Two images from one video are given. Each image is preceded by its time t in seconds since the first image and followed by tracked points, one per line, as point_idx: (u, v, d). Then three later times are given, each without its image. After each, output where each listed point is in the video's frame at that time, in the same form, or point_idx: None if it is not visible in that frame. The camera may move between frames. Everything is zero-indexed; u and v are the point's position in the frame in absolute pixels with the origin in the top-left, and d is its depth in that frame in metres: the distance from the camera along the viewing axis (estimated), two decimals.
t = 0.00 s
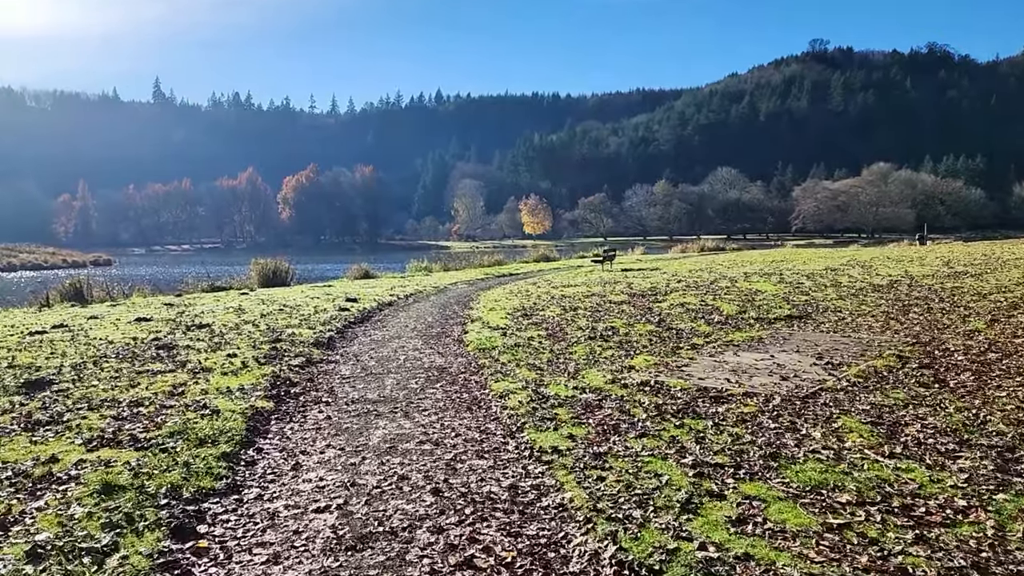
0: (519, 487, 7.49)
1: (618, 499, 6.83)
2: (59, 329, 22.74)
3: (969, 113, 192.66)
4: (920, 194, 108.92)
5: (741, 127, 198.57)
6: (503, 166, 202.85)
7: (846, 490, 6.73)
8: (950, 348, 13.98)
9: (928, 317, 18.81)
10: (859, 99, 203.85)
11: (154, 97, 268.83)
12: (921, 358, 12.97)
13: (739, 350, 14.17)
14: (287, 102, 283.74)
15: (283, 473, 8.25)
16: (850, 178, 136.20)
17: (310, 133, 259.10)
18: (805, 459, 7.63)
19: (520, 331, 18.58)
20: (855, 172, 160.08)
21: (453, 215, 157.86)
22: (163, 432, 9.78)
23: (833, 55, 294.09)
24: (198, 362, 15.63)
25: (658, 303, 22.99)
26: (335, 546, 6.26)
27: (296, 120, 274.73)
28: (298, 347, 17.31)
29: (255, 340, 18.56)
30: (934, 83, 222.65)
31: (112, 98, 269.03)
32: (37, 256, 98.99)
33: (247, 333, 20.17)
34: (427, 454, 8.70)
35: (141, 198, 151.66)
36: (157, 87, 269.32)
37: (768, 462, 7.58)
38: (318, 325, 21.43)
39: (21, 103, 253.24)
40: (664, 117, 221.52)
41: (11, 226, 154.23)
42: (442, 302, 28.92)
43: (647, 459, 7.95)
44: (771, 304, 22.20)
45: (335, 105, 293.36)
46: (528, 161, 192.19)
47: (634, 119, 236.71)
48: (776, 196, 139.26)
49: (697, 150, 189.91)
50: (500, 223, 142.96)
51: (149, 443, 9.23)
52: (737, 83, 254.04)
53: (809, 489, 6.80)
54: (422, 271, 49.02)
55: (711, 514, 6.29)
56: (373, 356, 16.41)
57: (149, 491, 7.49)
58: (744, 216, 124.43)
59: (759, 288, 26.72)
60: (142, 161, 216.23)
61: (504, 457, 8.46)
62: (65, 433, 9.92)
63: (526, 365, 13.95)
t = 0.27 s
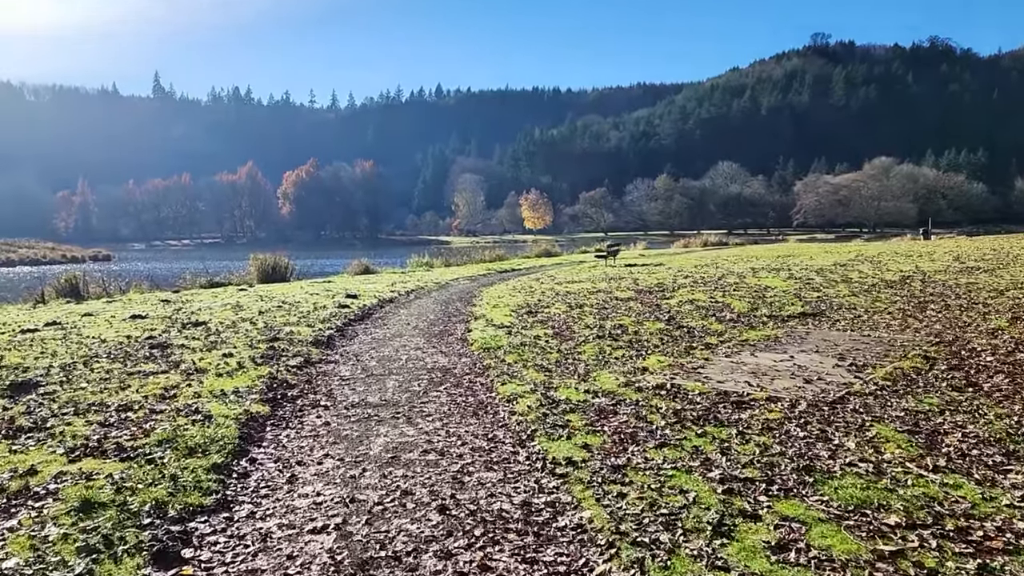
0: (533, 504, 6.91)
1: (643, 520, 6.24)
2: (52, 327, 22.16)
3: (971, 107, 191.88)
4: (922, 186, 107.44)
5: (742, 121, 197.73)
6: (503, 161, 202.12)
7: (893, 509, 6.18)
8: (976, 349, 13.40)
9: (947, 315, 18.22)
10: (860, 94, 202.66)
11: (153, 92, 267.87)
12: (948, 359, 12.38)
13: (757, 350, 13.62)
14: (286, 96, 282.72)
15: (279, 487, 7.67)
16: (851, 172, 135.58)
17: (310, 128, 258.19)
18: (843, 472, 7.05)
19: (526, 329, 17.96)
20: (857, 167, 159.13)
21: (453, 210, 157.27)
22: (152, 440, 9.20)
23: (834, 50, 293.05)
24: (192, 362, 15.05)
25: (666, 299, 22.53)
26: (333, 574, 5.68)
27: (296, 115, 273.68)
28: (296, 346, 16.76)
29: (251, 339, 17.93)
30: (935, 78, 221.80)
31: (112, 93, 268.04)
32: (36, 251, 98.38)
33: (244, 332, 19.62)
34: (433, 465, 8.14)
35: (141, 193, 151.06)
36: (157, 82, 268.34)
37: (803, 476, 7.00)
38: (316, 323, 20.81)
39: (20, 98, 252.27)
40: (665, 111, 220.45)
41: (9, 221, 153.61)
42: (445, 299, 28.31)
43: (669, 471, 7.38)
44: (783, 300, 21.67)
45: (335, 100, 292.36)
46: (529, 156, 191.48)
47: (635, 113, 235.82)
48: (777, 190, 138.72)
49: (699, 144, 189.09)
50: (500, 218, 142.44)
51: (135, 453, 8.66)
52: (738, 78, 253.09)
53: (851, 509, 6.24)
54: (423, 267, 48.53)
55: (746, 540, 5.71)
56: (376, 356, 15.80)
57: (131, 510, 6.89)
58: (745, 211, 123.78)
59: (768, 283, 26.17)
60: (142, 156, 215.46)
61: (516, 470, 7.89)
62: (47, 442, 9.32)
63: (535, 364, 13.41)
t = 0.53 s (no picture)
0: (548, 521, 6.31)
1: (672, 540, 5.65)
2: (43, 323, 21.54)
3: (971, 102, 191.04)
4: (922, 182, 106.79)
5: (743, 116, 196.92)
6: (503, 156, 201.31)
7: (948, 529, 5.60)
8: (1004, 348, 12.79)
9: (965, 312, 17.63)
10: (861, 89, 201.62)
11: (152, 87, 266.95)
12: (978, 358, 11.76)
13: (774, 348, 13.03)
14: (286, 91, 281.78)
15: (270, 499, 7.08)
16: (852, 168, 134.86)
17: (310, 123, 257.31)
18: (886, 484, 6.48)
19: (531, 325, 17.35)
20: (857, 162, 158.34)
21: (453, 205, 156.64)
22: (137, 446, 8.61)
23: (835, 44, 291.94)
24: (183, 361, 14.42)
25: (674, 295, 21.91)
26: None
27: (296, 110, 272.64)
28: (293, 344, 16.13)
29: (247, 336, 17.34)
30: (936, 73, 221.07)
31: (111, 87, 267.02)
32: (34, 245, 97.77)
33: (240, 328, 19.01)
34: (439, 474, 7.56)
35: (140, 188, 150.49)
36: (155, 77, 267.23)
37: (843, 489, 6.40)
38: (314, 319, 20.21)
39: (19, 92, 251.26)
40: (665, 106, 219.37)
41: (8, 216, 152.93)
42: (445, 294, 27.74)
43: (695, 483, 6.78)
44: (794, 295, 21.07)
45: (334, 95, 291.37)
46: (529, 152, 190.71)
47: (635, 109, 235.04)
48: (778, 186, 138.04)
49: (699, 139, 188.29)
50: (500, 213, 141.78)
51: (117, 461, 8.07)
52: (738, 72, 252.16)
53: (900, 528, 5.65)
54: (423, 262, 47.93)
55: (789, 565, 5.14)
56: (376, 354, 15.20)
57: (109, 526, 6.30)
58: (746, 206, 122.89)
59: (777, 278, 25.57)
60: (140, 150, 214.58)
61: (527, 479, 7.30)
62: (24, 448, 8.73)
63: (544, 363, 12.84)
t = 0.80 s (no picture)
0: (568, 555, 5.68)
1: None
2: (34, 323, 20.90)
3: (972, 100, 190.35)
4: (923, 180, 105.99)
5: (744, 114, 196.10)
6: (503, 154, 200.45)
7: None
8: None
9: (987, 315, 16.98)
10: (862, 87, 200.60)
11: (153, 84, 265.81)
12: (1015, 367, 11.08)
13: (796, 355, 12.38)
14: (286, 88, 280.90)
15: (261, 527, 6.44)
16: (853, 166, 134.17)
17: (310, 120, 256.48)
18: (948, 517, 5.82)
19: (538, 328, 16.68)
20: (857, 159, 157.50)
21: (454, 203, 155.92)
22: (118, 464, 7.97)
23: (835, 42, 291.09)
24: (175, 365, 13.78)
25: (684, 296, 21.28)
26: None
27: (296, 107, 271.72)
28: (290, 347, 15.47)
29: (242, 340, 16.67)
30: (937, 71, 220.35)
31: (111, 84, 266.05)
32: (33, 242, 97.15)
33: (238, 331, 18.38)
34: (446, 499, 6.89)
35: (140, 185, 150.08)
36: (155, 74, 266.35)
37: (900, 524, 5.77)
38: (313, 321, 19.55)
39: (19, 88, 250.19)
40: (665, 104, 218.42)
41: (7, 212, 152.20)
42: (448, 295, 27.07)
43: (728, 513, 6.14)
44: (808, 297, 20.41)
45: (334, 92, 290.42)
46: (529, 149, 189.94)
47: (636, 106, 234.15)
48: (779, 183, 137.25)
49: (700, 136, 187.41)
50: (501, 210, 141.11)
51: (94, 482, 7.42)
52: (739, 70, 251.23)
53: (969, 569, 5.04)
54: (424, 260, 47.37)
55: None
56: (377, 359, 14.55)
57: (78, 562, 5.66)
58: (747, 204, 122.11)
59: (787, 278, 24.93)
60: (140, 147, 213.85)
61: (543, 504, 6.73)
62: None
63: (555, 370, 12.19)
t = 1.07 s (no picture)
0: None
1: None
2: (23, 322, 20.21)
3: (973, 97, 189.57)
4: (924, 176, 105.55)
5: (744, 110, 195.28)
6: (503, 150, 199.67)
7: None
8: None
9: (1016, 315, 16.26)
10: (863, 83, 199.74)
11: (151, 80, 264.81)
12: None
13: (823, 357, 11.70)
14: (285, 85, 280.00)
15: (256, 553, 5.77)
16: (854, 162, 133.43)
17: (309, 117, 255.58)
18: None
19: (546, 328, 15.98)
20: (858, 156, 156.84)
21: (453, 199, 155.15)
22: (101, 479, 7.30)
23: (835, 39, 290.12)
24: (167, 368, 13.10)
25: (696, 294, 20.60)
26: None
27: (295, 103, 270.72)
28: (288, 348, 14.79)
29: (237, 339, 15.94)
30: (938, 68, 219.53)
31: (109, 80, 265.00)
32: (30, 239, 96.46)
33: (235, 330, 17.70)
34: (460, 525, 6.20)
35: (139, 182, 149.36)
36: (154, 70, 265.46)
37: (976, 557, 5.11)
38: (312, 320, 18.86)
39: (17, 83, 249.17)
40: (665, 100, 217.55)
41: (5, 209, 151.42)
42: (451, 292, 26.41)
43: (780, 541, 5.48)
44: (825, 295, 19.72)
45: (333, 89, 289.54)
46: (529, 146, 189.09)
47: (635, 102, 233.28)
48: (779, 180, 136.41)
49: (700, 133, 186.57)
50: (500, 207, 140.41)
51: (71, 501, 6.73)
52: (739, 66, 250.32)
53: None
54: (424, 257, 46.71)
55: None
56: (380, 361, 13.86)
57: None
58: (747, 200, 121.41)
59: (800, 276, 24.24)
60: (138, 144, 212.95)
61: (570, 528, 6.05)
62: None
63: (569, 373, 11.50)
